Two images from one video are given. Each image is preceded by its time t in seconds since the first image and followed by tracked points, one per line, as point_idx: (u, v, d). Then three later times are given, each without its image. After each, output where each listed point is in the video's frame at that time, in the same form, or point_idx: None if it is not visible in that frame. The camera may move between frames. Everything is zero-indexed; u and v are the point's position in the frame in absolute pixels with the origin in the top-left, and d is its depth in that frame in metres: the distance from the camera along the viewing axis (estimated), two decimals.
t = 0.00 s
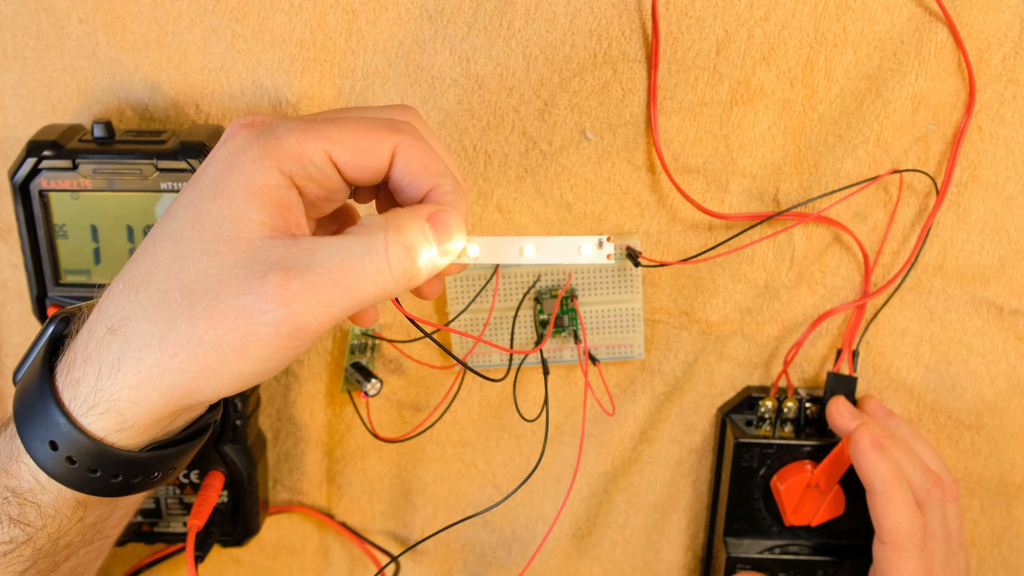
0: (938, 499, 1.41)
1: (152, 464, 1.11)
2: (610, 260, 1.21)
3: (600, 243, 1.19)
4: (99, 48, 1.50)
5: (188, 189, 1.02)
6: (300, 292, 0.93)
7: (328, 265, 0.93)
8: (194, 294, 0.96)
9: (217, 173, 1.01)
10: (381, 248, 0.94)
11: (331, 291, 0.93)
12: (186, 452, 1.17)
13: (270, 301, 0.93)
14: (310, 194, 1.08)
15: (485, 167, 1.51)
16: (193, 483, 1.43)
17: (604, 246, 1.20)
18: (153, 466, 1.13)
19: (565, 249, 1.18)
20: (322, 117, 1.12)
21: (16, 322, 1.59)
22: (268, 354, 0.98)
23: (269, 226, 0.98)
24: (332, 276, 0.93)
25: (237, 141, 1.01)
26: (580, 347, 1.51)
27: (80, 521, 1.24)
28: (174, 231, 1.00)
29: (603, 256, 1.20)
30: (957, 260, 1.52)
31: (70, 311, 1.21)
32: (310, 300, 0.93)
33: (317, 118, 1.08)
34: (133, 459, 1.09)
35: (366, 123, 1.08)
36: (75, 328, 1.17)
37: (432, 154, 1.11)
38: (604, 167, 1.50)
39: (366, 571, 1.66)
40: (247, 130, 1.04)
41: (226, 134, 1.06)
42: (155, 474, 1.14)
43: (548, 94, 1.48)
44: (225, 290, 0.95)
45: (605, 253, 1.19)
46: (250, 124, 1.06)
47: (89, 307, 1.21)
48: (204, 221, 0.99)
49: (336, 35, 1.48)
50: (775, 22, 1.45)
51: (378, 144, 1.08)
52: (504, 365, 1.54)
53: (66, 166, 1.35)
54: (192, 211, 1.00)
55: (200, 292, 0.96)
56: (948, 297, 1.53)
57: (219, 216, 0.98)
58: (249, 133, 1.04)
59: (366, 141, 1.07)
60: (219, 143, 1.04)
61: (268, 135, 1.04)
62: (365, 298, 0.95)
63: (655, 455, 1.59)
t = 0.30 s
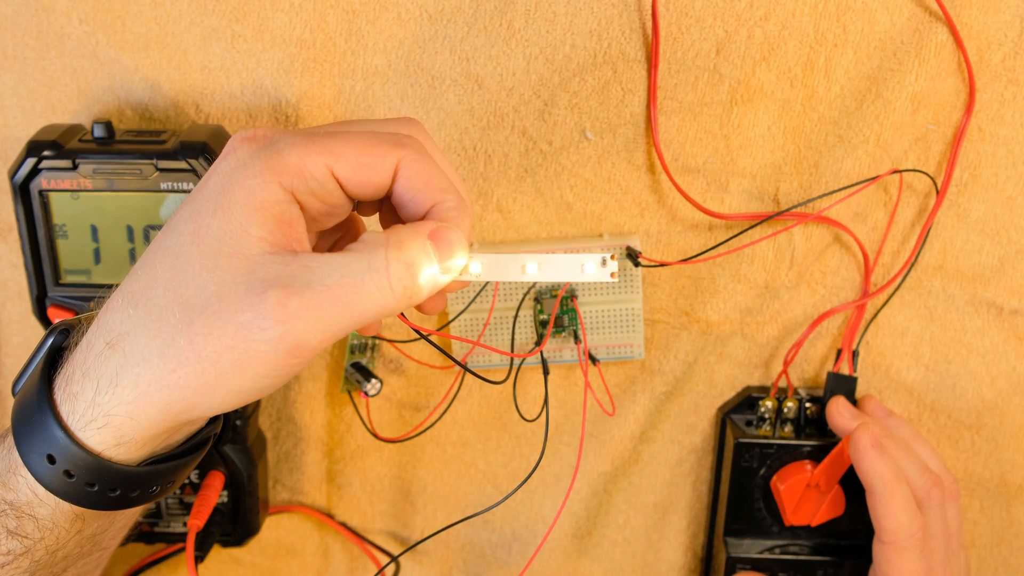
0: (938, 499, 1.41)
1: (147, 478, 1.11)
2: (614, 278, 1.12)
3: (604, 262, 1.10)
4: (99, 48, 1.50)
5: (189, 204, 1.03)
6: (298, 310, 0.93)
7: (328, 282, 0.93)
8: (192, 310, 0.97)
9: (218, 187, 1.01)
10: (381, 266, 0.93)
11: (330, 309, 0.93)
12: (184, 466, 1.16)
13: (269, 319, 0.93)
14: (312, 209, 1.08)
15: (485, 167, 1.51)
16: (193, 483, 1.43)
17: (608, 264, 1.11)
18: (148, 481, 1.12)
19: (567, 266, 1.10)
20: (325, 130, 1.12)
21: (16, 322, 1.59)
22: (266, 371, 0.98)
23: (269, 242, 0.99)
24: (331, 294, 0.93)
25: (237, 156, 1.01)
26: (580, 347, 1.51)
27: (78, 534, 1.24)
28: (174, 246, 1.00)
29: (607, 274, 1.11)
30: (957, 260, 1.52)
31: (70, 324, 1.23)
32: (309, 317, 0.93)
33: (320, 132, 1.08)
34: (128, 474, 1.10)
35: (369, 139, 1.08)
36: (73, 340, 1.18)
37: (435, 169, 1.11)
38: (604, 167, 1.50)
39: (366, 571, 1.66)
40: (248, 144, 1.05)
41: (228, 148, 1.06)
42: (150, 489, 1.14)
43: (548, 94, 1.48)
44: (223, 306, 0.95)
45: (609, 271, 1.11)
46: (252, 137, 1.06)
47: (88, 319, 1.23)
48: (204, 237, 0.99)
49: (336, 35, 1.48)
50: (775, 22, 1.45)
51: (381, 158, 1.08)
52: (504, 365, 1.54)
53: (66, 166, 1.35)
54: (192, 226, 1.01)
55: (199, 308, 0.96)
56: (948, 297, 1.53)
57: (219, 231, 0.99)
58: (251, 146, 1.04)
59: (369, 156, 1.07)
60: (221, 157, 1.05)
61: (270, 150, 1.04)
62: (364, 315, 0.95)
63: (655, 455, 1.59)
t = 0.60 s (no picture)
0: (939, 499, 1.42)
1: (146, 481, 1.11)
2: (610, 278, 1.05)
3: (598, 259, 1.04)
4: (99, 48, 1.50)
5: (184, 207, 1.03)
6: (292, 312, 0.93)
7: (322, 283, 0.93)
8: (187, 313, 0.97)
9: (213, 190, 1.02)
10: (374, 266, 0.93)
11: (324, 310, 0.94)
12: (182, 469, 1.16)
13: (263, 320, 0.94)
14: (306, 212, 1.09)
15: (485, 167, 1.51)
16: (193, 483, 1.43)
17: (602, 262, 1.04)
18: (146, 484, 1.12)
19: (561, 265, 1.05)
20: (319, 133, 1.13)
21: (16, 322, 1.59)
22: (261, 373, 0.98)
23: (263, 245, 0.99)
24: (325, 295, 0.93)
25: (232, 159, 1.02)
26: (580, 347, 1.52)
27: (78, 536, 1.24)
28: (169, 249, 1.01)
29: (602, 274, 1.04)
30: (957, 260, 1.52)
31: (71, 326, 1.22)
32: (303, 319, 0.94)
33: (314, 135, 1.08)
34: (126, 476, 1.10)
35: (363, 141, 1.08)
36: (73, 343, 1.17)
37: (430, 170, 1.11)
38: (604, 167, 1.50)
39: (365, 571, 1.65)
40: (243, 148, 1.05)
41: (222, 151, 1.06)
42: (149, 491, 1.14)
43: (548, 94, 1.48)
44: (218, 308, 0.95)
45: (603, 270, 1.04)
46: (246, 141, 1.06)
47: (87, 322, 1.22)
48: (199, 240, 1.00)
49: (336, 35, 1.48)
50: (775, 22, 1.45)
51: (375, 160, 1.08)
52: (505, 365, 1.54)
53: (66, 166, 1.35)
54: (187, 229, 1.01)
55: (193, 311, 0.96)
56: (948, 297, 1.53)
57: (214, 234, 0.99)
58: (245, 150, 1.05)
59: (363, 158, 1.07)
60: (216, 160, 1.05)
61: (264, 153, 1.04)
62: (358, 317, 0.95)
63: (655, 455, 1.59)
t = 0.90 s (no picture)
0: (939, 498, 1.42)
1: (144, 485, 1.12)
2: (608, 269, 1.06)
3: (596, 250, 1.05)
4: (99, 48, 1.50)
5: (181, 213, 1.04)
6: (287, 313, 0.93)
7: (316, 284, 0.93)
8: (183, 317, 0.97)
9: (210, 195, 1.03)
10: (367, 266, 0.93)
11: (318, 311, 0.94)
12: (181, 474, 1.18)
13: (258, 322, 0.94)
14: (303, 217, 1.09)
15: (486, 167, 1.51)
16: (193, 483, 1.43)
17: (600, 253, 1.05)
18: (145, 488, 1.13)
19: (558, 259, 1.05)
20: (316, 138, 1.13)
21: (16, 322, 1.59)
22: (256, 376, 0.98)
23: (259, 249, 0.99)
24: (319, 295, 0.93)
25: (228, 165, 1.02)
26: (580, 347, 1.52)
27: (76, 540, 1.25)
28: (166, 254, 1.01)
29: (599, 265, 1.05)
30: (957, 259, 1.52)
31: (70, 331, 1.22)
32: (297, 320, 0.94)
33: (311, 140, 1.09)
34: (124, 481, 1.10)
35: (361, 146, 1.08)
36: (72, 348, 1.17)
37: (427, 174, 1.10)
38: (604, 167, 1.50)
39: (365, 571, 1.65)
40: (240, 153, 1.05)
41: (220, 157, 1.07)
42: (148, 495, 1.14)
43: (548, 94, 1.48)
44: (213, 312, 0.95)
45: (601, 260, 1.04)
46: (244, 146, 1.07)
47: (87, 327, 1.22)
48: (195, 244, 1.00)
49: (336, 35, 1.48)
50: (775, 21, 1.45)
51: (372, 165, 1.08)
52: (505, 366, 1.54)
53: (66, 166, 1.35)
54: (183, 234, 1.01)
55: (189, 315, 0.97)
56: (948, 297, 1.53)
57: (210, 238, 0.99)
58: (242, 155, 1.05)
59: (360, 162, 1.07)
60: (214, 165, 1.06)
61: (260, 158, 1.05)
62: (352, 318, 0.95)
63: (655, 455, 1.59)
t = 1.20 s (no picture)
0: (939, 497, 1.43)
1: (148, 489, 1.12)
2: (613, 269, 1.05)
3: (601, 251, 1.04)
4: (99, 48, 1.50)
5: (183, 214, 1.04)
6: (290, 315, 0.93)
7: (319, 286, 0.93)
8: (186, 320, 0.97)
9: (212, 197, 1.02)
10: (371, 267, 0.93)
11: (322, 313, 0.94)
12: (184, 477, 1.17)
13: (261, 325, 0.94)
14: (306, 218, 1.09)
15: (485, 167, 1.51)
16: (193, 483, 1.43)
17: (605, 253, 1.04)
18: (148, 491, 1.13)
19: (563, 260, 1.05)
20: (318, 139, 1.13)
21: (16, 322, 1.59)
22: (260, 378, 0.98)
23: (262, 251, 0.99)
24: (323, 297, 0.93)
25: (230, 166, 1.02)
26: (580, 347, 1.52)
27: (79, 544, 1.24)
28: (169, 256, 1.01)
29: (604, 265, 1.04)
30: (957, 259, 1.52)
31: (72, 333, 1.22)
32: (300, 322, 0.94)
33: (313, 141, 1.09)
34: (127, 484, 1.10)
35: (363, 146, 1.08)
36: (75, 350, 1.17)
37: (430, 173, 1.10)
38: (604, 167, 1.50)
39: (366, 571, 1.65)
40: (242, 154, 1.05)
41: (222, 158, 1.07)
42: (152, 498, 1.14)
43: (548, 94, 1.48)
44: (216, 314, 0.96)
45: (605, 261, 1.04)
46: (246, 147, 1.07)
47: (90, 330, 1.22)
48: (197, 246, 1.00)
49: (336, 35, 1.48)
50: (775, 22, 1.45)
51: (375, 165, 1.08)
52: (505, 366, 1.54)
53: (66, 166, 1.35)
54: (186, 236, 1.01)
55: (193, 317, 0.97)
56: (948, 297, 1.53)
57: (213, 240, 1.00)
58: (244, 156, 1.05)
59: (362, 163, 1.07)
60: (216, 167, 1.06)
61: (262, 159, 1.04)
62: (356, 319, 0.95)
63: (655, 455, 1.59)
